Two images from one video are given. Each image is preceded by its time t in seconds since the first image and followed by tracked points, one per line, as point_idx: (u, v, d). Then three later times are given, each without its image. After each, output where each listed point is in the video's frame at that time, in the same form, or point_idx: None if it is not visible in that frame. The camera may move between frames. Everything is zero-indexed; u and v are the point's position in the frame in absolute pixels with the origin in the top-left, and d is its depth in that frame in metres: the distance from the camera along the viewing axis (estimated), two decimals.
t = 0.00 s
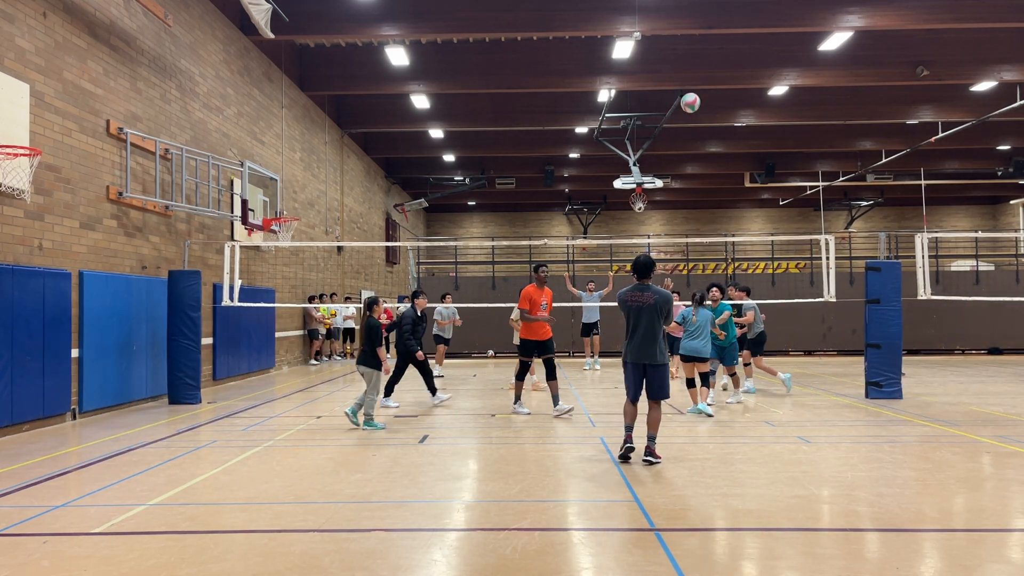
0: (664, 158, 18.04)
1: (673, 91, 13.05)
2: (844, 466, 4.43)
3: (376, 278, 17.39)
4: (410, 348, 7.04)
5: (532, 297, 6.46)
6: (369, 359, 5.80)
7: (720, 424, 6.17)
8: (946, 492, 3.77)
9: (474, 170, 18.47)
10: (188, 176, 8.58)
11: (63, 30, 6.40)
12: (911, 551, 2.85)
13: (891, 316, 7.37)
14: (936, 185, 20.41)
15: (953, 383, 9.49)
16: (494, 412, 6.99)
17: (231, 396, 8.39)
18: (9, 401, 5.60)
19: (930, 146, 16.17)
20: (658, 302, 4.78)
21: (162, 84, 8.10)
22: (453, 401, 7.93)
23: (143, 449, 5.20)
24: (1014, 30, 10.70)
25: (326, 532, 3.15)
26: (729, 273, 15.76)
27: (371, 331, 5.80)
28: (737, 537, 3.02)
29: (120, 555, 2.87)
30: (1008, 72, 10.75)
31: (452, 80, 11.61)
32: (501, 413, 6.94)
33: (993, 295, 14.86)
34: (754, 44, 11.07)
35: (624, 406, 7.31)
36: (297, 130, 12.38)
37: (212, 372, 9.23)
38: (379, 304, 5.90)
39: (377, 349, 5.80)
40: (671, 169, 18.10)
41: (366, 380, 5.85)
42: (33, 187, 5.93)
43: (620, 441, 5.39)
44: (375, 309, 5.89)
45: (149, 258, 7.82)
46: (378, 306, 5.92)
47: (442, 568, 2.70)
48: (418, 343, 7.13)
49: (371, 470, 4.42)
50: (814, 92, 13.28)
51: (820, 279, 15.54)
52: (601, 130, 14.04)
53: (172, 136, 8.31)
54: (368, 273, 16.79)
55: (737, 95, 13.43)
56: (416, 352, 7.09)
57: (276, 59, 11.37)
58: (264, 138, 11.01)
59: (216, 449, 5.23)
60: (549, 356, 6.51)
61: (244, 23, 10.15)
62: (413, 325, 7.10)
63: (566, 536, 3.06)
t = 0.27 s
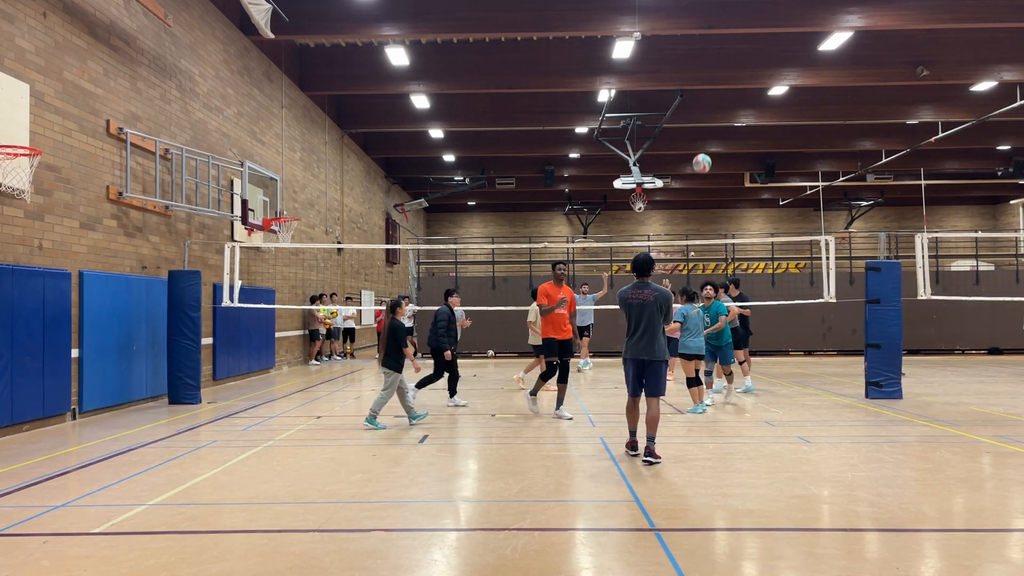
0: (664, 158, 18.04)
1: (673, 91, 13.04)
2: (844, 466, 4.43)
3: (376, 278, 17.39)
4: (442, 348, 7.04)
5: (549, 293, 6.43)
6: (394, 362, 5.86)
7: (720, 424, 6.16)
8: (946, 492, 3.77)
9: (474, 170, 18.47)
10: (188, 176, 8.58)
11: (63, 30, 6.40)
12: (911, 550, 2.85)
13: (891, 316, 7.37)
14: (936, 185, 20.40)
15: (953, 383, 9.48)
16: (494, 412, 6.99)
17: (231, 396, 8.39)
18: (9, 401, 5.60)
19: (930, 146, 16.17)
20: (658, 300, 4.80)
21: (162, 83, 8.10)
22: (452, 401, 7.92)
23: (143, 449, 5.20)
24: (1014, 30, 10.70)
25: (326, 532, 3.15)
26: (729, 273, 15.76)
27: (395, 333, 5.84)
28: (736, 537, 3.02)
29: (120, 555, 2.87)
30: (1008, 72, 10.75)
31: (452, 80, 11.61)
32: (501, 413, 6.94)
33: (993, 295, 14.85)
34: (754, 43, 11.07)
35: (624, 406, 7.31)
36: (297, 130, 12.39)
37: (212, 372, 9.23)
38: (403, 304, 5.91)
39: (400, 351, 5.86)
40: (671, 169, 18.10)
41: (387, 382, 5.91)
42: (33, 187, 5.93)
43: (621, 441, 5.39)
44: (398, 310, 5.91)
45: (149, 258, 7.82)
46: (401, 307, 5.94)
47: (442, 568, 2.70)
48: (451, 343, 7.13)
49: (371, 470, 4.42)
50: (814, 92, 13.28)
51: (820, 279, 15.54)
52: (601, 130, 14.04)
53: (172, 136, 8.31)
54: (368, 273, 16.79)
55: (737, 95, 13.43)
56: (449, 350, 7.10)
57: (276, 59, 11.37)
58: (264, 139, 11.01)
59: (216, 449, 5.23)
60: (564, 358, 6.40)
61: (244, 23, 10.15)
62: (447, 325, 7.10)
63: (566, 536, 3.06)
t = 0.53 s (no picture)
0: (664, 158, 18.04)
1: (673, 91, 13.03)
2: (844, 466, 4.43)
3: (376, 278, 17.39)
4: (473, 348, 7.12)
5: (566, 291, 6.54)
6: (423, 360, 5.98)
7: (720, 424, 6.16)
8: (946, 492, 3.77)
9: (474, 170, 18.46)
10: (188, 176, 8.58)
11: (63, 30, 6.40)
12: (911, 550, 2.85)
13: (891, 316, 7.37)
14: (936, 185, 20.41)
15: (953, 383, 9.48)
16: (493, 412, 7.00)
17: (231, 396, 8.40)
18: (9, 401, 5.60)
19: (930, 146, 16.18)
20: (653, 300, 4.89)
21: (162, 83, 8.10)
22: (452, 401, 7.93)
23: (143, 449, 5.20)
24: (1014, 30, 10.70)
25: (326, 532, 3.15)
26: (729, 273, 15.77)
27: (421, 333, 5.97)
28: (737, 537, 3.02)
29: (120, 555, 2.87)
30: (1008, 72, 10.75)
31: (452, 80, 11.61)
32: (501, 413, 6.94)
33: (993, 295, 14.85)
34: (754, 43, 11.07)
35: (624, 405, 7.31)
36: (297, 130, 12.39)
37: (212, 372, 9.23)
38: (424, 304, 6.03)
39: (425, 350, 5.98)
40: (671, 169, 18.10)
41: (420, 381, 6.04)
42: (33, 187, 5.93)
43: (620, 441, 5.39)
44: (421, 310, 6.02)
45: (149, 258, 7.82)
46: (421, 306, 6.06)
47: (442, 568, 2.70)
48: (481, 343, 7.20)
49: (371, 470, 4.42)
50: (814, 92, 13.28)
51: (820, 279, 15.54)
52: (601, 130, 14.04)
53: (172, 136, 8.32)
54: (368, 273, 16.79)
55: (737, 95, 13.43)
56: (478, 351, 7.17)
57: (276, 59, 11.37)
58: (264, 139, 11.01)
59: (217, 449, 5.23)
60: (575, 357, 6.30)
61: (244, 23, 10.15)
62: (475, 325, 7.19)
63: (566, 536, 3.06)
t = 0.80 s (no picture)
0: (664, 158, 18.04)
1: (673, 91, 13.03)
2: (843, 466, 4.43)
3: (376, 278, 17.39)
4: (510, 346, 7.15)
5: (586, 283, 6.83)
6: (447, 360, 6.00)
7: (720, 424, 6.16)
8: (946, 492, 3.77)
9: (474, 170, 18.46)
10: (188, 176, 8.58)
11: (63, 30, 6.40)
12: (911, 550, 2.85)
13: (891, 316, 7.36)
14: (936, 185, 20.40)
15: (953, 383, 9.48)
16: (493, 412, 7.00)
17: (231, 396, 8.40)
18: (9, 401, 5.60)
19: (930, 146, 16.18)
20: (648, 298, 4.97)
21: (162, 84, 8.10)
22: (451, 401, 7.93)
23: (143, 449, 5.20)
24: (1014, 30, 10.70)
25: (326, 532, 3.15)
26: (729, 273, 15.78)
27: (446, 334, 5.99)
28: (736, 537, 3.02)
29: (120, 555, 2.87)
30: (1008, 72, 10.76)
31: (452, 80, 11.61)
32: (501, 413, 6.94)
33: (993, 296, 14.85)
34: (754, 43, 11.07)
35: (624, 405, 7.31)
36: (297, 130, 12.39)
37: (212, 372, 9.23)
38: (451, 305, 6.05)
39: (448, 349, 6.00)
40: (671, 169, 18.10)
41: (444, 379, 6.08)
42: (33, 187, 5.93)
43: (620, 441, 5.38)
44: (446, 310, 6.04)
45: (149, 258, 7.82)
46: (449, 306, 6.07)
47: (442, 568, 2.70)
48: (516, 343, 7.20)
49: (370, 470, 4.42)
50: (814, 92, 13.27)
51: (820, 279, 15.54)
52: (601, 130, 14.03)
53: (172, 136, 8.32)
54: (368, 273, 16.79)
55: (737, 95, 13.43)
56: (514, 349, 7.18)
57: (276, 59, 11.37)
58: (264, 139, 11.01)
59: (217, 449, 5.23)
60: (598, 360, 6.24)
61: (244, 23, 10.15)
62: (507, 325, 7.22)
63: (566, 536, 3.06)
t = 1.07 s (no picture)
0: (664, 158, 18.04)
1: (673, 91, 13.03)
2: (843, 466, 4.43)
3: (376, 278, 17.39)
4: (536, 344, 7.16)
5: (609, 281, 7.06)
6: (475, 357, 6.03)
7: (720, 424, 6.16)
8: (946, 492, 3.77)
9: (474, 171, 18.46)
10: (188, 176, 8.58)
11: (63, 30, 6.40)
12: (911, 550, 2.85)
13: (891, 316, 7.36)
14: (936, 185, 20.40)
15: (954, 383, 9.48)
16: (493, 412, 7.00)
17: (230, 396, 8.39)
18: (9, 401, 5.60)
19: (930, 146, 16.19)
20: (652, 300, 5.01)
21: (162, 83, 8.10)
22: (451, 401, 7.93)
23: (142, 449, 5.20)
24: (1014, 30, 10.70)
25: (326, 532, 3.15)
26: (729, 273, 15.78)
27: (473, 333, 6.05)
28: (737, 537, 3.02)
29: (120, 555, 2.87)
30: (1008, 72, 10.76)
31: (452, 80, 11.61)
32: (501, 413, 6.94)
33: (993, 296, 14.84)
34: (754, 43, 11.07)
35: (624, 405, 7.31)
36: (297, 130, 12.39)
37: (212, 372, 9.23)
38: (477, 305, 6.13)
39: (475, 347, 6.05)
40: (671, 169, 18.10)
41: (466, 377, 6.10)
42: (33, 187, 5.93)
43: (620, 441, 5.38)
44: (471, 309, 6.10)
45: (149, 258, 7.82)
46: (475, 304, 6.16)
47: (442, 568, 2.70)
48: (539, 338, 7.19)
49: (370, 470, 4.42)
50: (814, 92, 13.27)
51: (820, 279, 15.54)
52: (601, 130, 14.03)
53: (172, 136, 8.32)
54: (368, 273, 16.79)
55: (738, 95, 13.43)
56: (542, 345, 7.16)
57: (276, 59, 11.37)
58: (264, 139, 11.01)
59: (217, 449, 5.23)
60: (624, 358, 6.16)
61: (244, 23, 10.16)
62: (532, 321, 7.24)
63: (566, 536, 3.06)
